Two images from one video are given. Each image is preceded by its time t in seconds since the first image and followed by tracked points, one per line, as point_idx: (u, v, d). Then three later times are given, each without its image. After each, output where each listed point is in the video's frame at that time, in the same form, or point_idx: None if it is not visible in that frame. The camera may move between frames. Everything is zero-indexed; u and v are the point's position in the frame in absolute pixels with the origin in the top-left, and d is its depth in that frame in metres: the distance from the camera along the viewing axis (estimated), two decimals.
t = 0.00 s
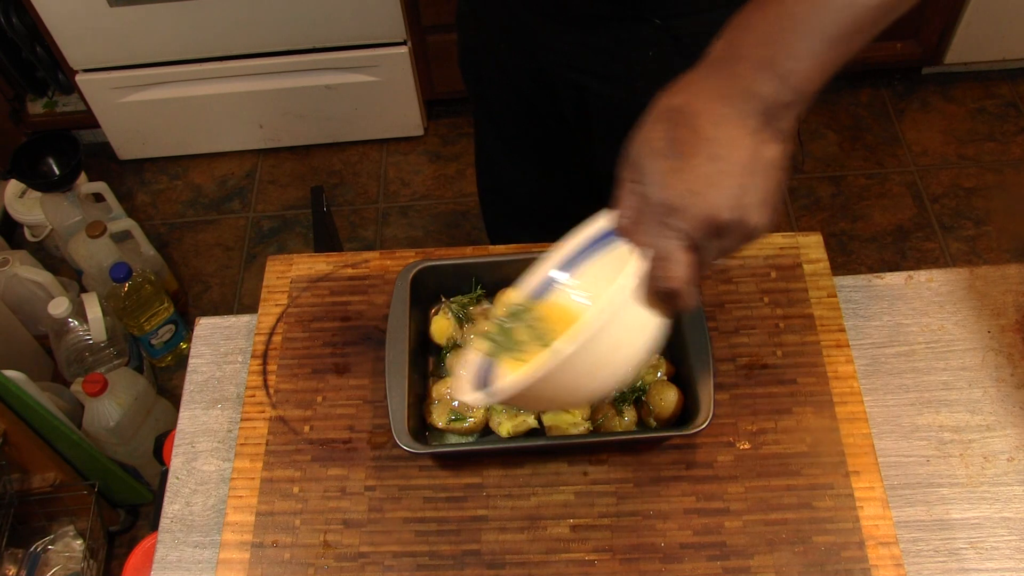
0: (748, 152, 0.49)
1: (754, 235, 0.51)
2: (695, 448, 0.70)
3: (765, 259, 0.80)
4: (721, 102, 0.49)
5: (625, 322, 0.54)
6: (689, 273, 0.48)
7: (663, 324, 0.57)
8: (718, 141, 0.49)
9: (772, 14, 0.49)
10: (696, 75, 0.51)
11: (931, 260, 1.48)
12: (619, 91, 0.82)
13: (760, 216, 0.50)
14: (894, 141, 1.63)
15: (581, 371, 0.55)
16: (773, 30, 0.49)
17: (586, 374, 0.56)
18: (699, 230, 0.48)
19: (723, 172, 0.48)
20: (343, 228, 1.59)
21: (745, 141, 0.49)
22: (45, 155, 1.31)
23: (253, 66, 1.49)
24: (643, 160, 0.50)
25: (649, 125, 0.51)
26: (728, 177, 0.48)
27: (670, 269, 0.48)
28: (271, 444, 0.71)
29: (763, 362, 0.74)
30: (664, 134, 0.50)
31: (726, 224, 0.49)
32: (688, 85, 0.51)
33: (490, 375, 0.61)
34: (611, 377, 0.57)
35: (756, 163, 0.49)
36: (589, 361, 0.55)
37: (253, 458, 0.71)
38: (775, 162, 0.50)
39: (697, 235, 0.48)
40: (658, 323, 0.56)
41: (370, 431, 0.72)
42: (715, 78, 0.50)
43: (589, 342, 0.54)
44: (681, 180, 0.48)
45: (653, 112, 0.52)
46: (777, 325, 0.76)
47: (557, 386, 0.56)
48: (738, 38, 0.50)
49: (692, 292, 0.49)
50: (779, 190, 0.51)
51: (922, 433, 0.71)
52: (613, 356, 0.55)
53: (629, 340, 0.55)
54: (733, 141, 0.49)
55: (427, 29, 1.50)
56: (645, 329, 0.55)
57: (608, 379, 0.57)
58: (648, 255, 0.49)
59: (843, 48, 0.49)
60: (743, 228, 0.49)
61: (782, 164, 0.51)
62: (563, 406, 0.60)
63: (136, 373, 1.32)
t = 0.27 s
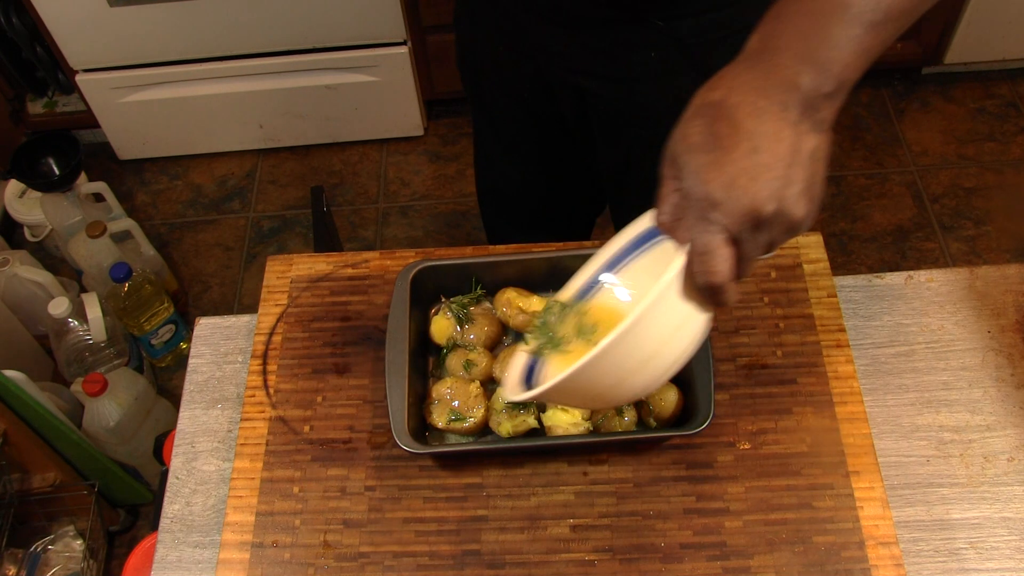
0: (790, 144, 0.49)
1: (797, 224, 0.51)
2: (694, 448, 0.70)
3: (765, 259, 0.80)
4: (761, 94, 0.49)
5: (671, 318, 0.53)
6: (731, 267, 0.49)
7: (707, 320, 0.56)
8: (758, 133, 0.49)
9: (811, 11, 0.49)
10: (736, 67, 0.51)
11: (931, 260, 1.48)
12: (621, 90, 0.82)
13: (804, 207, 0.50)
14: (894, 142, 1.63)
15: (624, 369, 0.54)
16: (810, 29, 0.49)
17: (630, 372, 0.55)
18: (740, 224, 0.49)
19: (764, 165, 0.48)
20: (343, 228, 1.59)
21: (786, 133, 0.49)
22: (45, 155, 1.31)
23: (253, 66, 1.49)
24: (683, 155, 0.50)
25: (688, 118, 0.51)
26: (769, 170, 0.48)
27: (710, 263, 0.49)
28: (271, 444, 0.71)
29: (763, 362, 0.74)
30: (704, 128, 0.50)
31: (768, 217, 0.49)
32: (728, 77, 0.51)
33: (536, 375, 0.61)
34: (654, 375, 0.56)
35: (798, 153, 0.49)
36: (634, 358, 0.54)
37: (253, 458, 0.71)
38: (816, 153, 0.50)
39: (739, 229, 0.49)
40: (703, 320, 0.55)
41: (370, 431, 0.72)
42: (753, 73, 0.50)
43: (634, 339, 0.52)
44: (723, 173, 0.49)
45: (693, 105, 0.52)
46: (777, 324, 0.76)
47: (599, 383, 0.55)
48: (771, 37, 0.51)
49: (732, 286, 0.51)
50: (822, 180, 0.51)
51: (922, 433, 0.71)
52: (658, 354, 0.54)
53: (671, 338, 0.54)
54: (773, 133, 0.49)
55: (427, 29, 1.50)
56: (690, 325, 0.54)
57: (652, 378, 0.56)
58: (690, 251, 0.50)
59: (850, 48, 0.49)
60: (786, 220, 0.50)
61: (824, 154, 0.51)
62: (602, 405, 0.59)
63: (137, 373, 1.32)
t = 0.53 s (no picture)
0: (800, 159, 0.49)
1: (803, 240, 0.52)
2: (694, 448, 0.70)
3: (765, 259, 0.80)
4: (772, 106, 0.49)
5: (676, 336, 0.53)
6: (740, 284, 0.50)
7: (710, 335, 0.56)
8: (769, 148, 0.49)
9: (817, 24, 0.49)
10: (746, 78, 0.52)
11: (931, 260, 1.48)
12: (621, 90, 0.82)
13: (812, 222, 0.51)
14: (894, 141, 1.63)
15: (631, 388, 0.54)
16: (816, 39, 0.49)
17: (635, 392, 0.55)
18: (749, 241, 0.49)
19: (775, 181, 0.49)
20: (343, 228, 1.59)
21: (796, 146, 0.49)
22: (45, 155, 1.31)
23: (253, 66, 1.49)
24: (692, 169, 0.51)
25: (698, 133, 0.52)
26: (780, 186, 0.49)
27: (722, 281, 0.50)
28: (271, 444, 0.71)
29: (763, 362, 0.74)
30: (713, 143, 0.51)
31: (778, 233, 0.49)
32: (736, 91, 0.52)
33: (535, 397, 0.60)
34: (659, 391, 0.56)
35: (807, 168, 0.50)
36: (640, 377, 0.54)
37: (253, 458, 0.71)
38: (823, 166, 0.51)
39: (747, 246, 0.50)
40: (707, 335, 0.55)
41: (370, 431, 0.72)
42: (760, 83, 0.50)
43: (640, 360, 0.52)
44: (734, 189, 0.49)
45: (703, 120, 0.52)
46: (777, 325, 0.76)
47: (604, 403, 0.55)
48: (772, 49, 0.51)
49: (740, 302, 0.51)
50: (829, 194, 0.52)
51: (922, 433, 0.71)
52: (664, 372, 0.54)
53: (676, 360, 0.54)
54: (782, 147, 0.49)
55: (427, 29, 1.50)
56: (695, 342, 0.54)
57: (658, 394, 0.56)
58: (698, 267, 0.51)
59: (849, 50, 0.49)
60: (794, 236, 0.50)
61: (829, 169, 0.51)
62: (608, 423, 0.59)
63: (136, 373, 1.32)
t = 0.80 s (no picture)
0: (798, 147, 0.49)
1: (799, 229, 0.52)
2: (694, 448, 0.70)
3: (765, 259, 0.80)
4: (774, 95, 0.49)
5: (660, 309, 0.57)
6: (724, 266, 0.51)
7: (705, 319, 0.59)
8: (767, 135, 0.49)
9: (827, 15, 0.48)
10: (754, 66, 0.52)
11: (931, 260, 1.48)
12: (621, 92, 0.82)
13: (809, 212, 0.51)
14: (894, 141, 1.63)
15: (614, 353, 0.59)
16: (822, 31, 0.48)
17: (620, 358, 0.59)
18: (737, 224, 0.50)
19: (769, 167, 0.49)
20: (343, 228, 1.59)
21: (795, 135, 0.49)
22: (45, 155, 1.31)
23: (253, 66, 1.49)
24: (691, 151, 0.52)
25: (701, 116, 0.53)
26: (774, 172, 0.49)
27: (706, 259, 0.51)
28: (271, 444, 0.71)
29: (763, 362, 0.74)
30: (713, 127, 0.51)
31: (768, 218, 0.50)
32: (743, 77, 0.52)
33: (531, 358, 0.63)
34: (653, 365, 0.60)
35: (806, 158, 0.49)
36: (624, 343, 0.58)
37: (253, 458, 0.71)
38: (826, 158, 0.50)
39: (735, 229, 0.51)
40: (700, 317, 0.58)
41: (370, 431, 0.72)
42: (766, 72, 0.50)
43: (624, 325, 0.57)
44: (727, 171, 0.50)
45: (709, 104, 0.52)
46: (777, 325, 0.76)
47: (590, 362, 0.60)
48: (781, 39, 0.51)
49: (725, 284, 0.53)
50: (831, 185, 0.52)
51: (922, 433, 0.71)
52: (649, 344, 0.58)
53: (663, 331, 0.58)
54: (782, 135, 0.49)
55: (427, 29, 1.50)
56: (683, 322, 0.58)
57: (649, 367, 0.60)
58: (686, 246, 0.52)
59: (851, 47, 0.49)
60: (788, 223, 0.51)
61: (833, 160, 0.51)
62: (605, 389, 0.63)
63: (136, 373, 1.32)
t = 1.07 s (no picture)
0: (804, 126, 0.48)
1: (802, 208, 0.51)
2: (694, 448, 0.70)
3: (765, 259, 0.80)
4: (784, 75, 0.48)
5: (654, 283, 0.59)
6: (721, 236, 0.52)
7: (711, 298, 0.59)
8: (772, 112, 0.49)
9: None
10: (771, 45, 0.50)
11: (931, 260, 1.48)
12: (620, 90, 0.82)
13: (811, 191, 0.50)
14: (894, 141, 1.63)
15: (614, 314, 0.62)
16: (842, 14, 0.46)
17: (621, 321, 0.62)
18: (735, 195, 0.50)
19: (772, 143, 0.49)
20: (343, 228, 1.59)
21: (803, 114, 0.48)
22: (45, 155, 1.31)
23: (253, 66, 1.49)
24: (700, 123, 0.52)
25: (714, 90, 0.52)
26: (776, 149, 0.49)
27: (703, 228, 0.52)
28: (271, 444, 0.71)
29: (763, 362, 0.74)
30: (722, 102, 0.51)
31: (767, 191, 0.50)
32: (759, 56, 0.51)
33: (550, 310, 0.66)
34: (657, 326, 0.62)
35: (812, 138, 0.49)
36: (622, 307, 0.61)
37: (253, 458, 0.71)
38: (839, 140, 0.49)
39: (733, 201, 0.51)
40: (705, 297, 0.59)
41: (370, 431, 0.72)
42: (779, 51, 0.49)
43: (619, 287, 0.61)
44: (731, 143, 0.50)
45: (725, 79, 0.52)
46: (777, 325, 0.76)
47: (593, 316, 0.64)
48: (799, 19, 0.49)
49: (723, 255, 0.53)
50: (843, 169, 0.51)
51: (922, 433, 0.71)
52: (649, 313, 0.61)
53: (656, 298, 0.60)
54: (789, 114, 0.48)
55: (427, 29, 1.50)
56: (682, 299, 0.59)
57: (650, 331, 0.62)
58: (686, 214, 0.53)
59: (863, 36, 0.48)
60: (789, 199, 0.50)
61: (846, 142, 0.50)
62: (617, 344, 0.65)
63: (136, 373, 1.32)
